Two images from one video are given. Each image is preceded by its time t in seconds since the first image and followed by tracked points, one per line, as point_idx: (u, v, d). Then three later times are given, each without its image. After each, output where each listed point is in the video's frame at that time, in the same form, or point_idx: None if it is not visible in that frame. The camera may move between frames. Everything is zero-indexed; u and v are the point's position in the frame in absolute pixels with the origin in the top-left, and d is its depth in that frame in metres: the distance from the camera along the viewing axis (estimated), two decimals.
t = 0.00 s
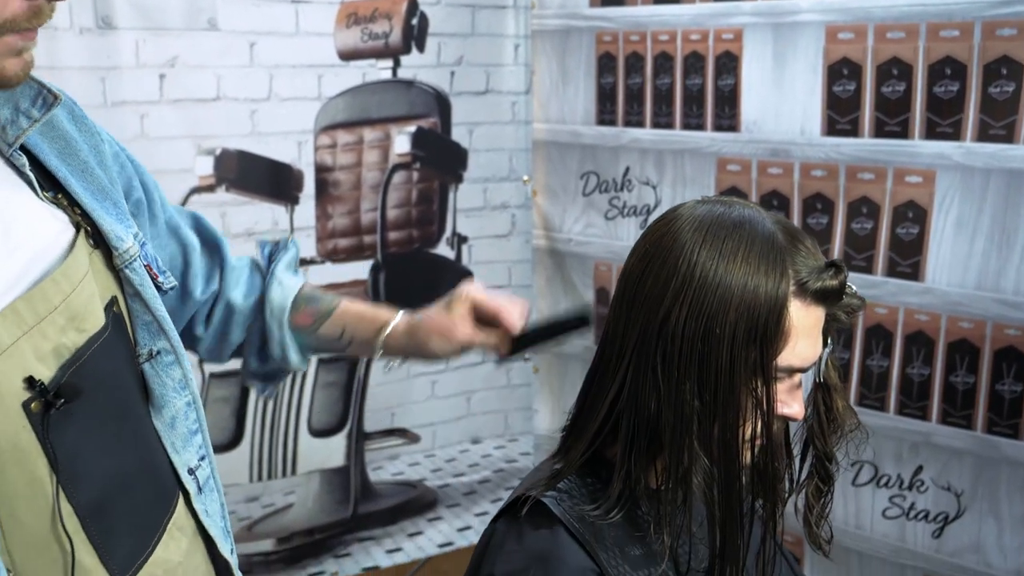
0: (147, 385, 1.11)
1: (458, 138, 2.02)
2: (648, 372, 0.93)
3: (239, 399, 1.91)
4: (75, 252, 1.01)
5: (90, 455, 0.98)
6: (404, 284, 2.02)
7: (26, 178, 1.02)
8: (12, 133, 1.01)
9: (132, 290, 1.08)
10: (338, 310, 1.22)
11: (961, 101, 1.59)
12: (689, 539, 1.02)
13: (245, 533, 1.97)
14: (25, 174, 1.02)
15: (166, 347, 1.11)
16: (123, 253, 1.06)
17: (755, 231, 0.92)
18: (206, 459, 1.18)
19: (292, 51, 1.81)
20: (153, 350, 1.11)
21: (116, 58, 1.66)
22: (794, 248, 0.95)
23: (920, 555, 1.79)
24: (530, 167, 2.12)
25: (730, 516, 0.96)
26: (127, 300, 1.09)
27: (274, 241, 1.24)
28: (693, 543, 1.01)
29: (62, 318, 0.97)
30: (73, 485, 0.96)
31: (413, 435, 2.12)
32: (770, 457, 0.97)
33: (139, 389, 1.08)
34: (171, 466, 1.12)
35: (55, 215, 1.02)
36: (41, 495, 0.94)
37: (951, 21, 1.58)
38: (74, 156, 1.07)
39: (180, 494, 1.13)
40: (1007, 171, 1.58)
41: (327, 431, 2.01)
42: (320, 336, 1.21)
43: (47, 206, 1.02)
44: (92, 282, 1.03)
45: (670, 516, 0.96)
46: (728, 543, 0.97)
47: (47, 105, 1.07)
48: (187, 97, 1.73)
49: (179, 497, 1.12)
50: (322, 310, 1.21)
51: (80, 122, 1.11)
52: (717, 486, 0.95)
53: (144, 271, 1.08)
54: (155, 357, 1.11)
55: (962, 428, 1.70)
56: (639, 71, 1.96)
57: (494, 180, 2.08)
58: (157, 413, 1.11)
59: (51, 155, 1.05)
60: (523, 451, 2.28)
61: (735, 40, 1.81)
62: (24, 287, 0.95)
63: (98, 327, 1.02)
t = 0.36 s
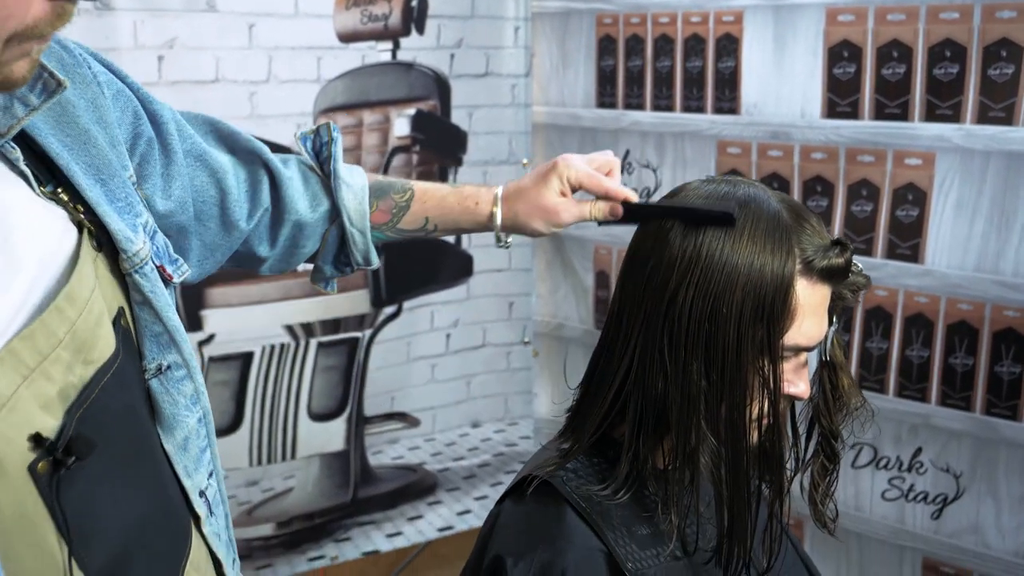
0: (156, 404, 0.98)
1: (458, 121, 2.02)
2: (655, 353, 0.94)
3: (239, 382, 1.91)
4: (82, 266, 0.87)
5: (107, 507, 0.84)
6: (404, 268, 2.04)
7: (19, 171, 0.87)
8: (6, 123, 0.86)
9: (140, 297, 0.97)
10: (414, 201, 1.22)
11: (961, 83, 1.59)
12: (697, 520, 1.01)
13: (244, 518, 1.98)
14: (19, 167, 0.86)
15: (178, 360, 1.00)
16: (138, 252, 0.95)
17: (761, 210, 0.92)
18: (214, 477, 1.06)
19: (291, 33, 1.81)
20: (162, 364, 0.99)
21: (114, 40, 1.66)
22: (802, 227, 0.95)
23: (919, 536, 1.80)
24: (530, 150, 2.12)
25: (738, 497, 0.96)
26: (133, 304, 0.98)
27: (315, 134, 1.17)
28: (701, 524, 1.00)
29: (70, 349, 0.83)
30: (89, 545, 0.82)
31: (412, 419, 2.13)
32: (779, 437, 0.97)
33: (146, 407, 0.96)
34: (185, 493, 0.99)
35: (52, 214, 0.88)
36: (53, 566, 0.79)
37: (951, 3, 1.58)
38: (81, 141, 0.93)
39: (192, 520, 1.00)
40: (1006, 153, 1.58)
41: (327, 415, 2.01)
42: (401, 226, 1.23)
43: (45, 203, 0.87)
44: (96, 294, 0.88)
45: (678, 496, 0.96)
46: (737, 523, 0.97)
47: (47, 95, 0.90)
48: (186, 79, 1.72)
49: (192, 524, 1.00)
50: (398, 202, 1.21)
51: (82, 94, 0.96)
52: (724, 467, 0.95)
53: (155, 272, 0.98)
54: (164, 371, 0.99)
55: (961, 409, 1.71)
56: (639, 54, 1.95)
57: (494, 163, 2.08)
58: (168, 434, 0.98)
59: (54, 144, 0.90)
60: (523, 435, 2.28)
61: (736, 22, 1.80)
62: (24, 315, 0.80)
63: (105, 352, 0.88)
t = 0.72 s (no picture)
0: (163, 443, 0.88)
1: (445, 119, 2.02)
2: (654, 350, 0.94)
3: (224, 382, 1.89)
4: (87, 310, 0.78)
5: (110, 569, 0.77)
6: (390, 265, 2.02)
7: (21, 192, 0.79)
8: (15, 140, 0.78)
9: (155, 325, 0.87)
10: (376, 282, 1.17)
11: (945, 81, 1.60)
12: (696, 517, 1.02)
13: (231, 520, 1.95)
14: (22, 188, 0.79)
15: (189, 397, 0.91)
16: (151, 278, 0.86)
17: (759, 207, 0.93)
18: (221, 526, 0.97)
19: (277, 30, 1.80)
20: (172, 403, 0.89)
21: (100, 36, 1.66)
22: (797, 224, 0.96)
23: (904, 531, 1.82)
24: (517, 148, 2.13)
25: (737, 495, 0.96)
26: (146, 334, 0.88)
27: (285, 194, 1.10)
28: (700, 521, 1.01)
29: (73, 401, 0.74)
30: None
31: (399, 418, 2.11)
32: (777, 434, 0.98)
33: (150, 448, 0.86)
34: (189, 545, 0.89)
35: (57, 241, 0.79)
36: None
37: (935, 2, 1.59)
38: (92, 160, 0.86)
39: None
40: (989, 150, 1.59)
41: (313, 415, 2.00)
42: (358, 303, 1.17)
43: (45, 227, 0.79)
44: (102, 331, 0.79)
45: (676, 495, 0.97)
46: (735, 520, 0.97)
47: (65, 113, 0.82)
48: (171, 76, 1.71)
49: None
50: (360, 279, 1.17)
51: (91, 108, 0.89)
52: (723, 464, 0.95)
53: (172, 300, 0.88)
54: (173, 411, 0.89)
55: (946, 404, 1.73)
56: (626, 51, 1.96)
57: (481, 161, 2.08)
58: (175, 478, 0.89)
59: (66, 162, 0.82)
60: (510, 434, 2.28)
61: (722, 21, 1.81)
62: (24, 365, 0.73)
63: (113, 399, 0.79)
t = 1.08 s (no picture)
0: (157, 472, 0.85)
1: (414, 137, 2.02)
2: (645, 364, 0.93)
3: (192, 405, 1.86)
4: (71, 337, 0.74)
5: None
6: (361, 283, 2.00)
7: (5, 214, 0.75)
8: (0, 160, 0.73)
9: (146, 349, 0.85)
10: (342, 331, 1.14)
11: (910, 96, 1.62)
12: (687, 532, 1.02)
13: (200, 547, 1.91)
14: (5, 209, 0.75)
15: (185, 424, 0.88)
16: (142, 300, 0.83)
17: (746, 218, 0.93)
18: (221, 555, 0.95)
19: (245, 48, 1.79)
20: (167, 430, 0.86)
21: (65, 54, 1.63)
22: (785, 234, 0.96)
23: (879, 544, 1.83)
24: (486, 165, 2.12)
25: (732, 509, 0.95)
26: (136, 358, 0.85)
27: (263, 229, 1.09)
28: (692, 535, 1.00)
29: (60, 433, 0.72)
30: None
31: (371, 439, 2.09)
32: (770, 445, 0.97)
33: (144, 478, 0.83)
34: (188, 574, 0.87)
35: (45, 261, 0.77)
36: None
37: (899, 18, 1.61)
38: (77, 178, 0.83)
39: None
40: (955, 163, 1.62)
41: (283, 437, 1.97)
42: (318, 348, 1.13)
43: (32, 249, 0.76)
44: (88, 359, 0.77)
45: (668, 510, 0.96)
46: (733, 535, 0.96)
47: (49, 126, 0.75)
48: (138, 94, 1.68)
49: None
50: (325, 325, 1.12)
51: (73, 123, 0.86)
52: (715, 478, 0.95)
53: (164, 322, 0.86)
54: (168, 438, 0.86)
55: (918, 416, 1.74)
56: (595, 68, 1.96)
57: (450, 178, 2.08)
58: (172, 509, 0.86)
59: (51, 181, 0.79)
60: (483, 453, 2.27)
61: (690, 38, 1.83)
62: (8, 396, 0.70)
63: (101, 426, 0.77)
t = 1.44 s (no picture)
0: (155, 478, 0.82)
1: (385, 149, 2.00)
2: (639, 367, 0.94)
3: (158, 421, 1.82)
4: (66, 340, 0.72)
5: None
6: (331, 298, 1.98)
7: None
8: None
9: (141, 350, 0.82)
10: (292, 348, 1.07)
11: (881, 109, 1.65)
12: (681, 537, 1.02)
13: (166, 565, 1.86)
14: None
15: (182, 427, 0.85)
16: (139, 299, 0.80)
17: (740, 221, 0.93)
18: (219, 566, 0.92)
19: (214, 59, 1.76)
20: (163, 434, 0.83)
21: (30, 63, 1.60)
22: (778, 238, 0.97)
23: (851, 554, 1.84)
24: (458, 179, 2.11)
25: (725, 513, 0.95)
26: (132, 359, 0.82)
27: (216, 237, 1.02)
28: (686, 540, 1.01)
29: (57, 441, 0.69)
30: None
31: (340, 454, 2.05)
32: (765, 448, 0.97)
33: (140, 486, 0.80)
34: None
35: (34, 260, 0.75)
36: None
37: (870, 32, 1.63)
38: (65, 171, 0.81)
39: None
40: (926, 176, 1.63)
41: (252, 453, 1.94)
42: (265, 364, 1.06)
43: (19, 243, 0.74)
44: (83, 362, 0.74)
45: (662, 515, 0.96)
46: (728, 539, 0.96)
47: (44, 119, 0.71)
48: (105, 105, 1.65)
49: None
50: (276, 341, 1.05)
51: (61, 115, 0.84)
52: (709, 482, 0.95)
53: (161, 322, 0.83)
54: (166, 441, 0.83)
55: (889, 426, 1.75)
56: (567, 82, 1.96)
57: (422, 190, 2.07)
58: (171, 516, 0.83)
59: (42, 175, 0.77)
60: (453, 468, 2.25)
61: (662, 51, 1.83)
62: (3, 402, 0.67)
63: (99, 434, 0.74)
